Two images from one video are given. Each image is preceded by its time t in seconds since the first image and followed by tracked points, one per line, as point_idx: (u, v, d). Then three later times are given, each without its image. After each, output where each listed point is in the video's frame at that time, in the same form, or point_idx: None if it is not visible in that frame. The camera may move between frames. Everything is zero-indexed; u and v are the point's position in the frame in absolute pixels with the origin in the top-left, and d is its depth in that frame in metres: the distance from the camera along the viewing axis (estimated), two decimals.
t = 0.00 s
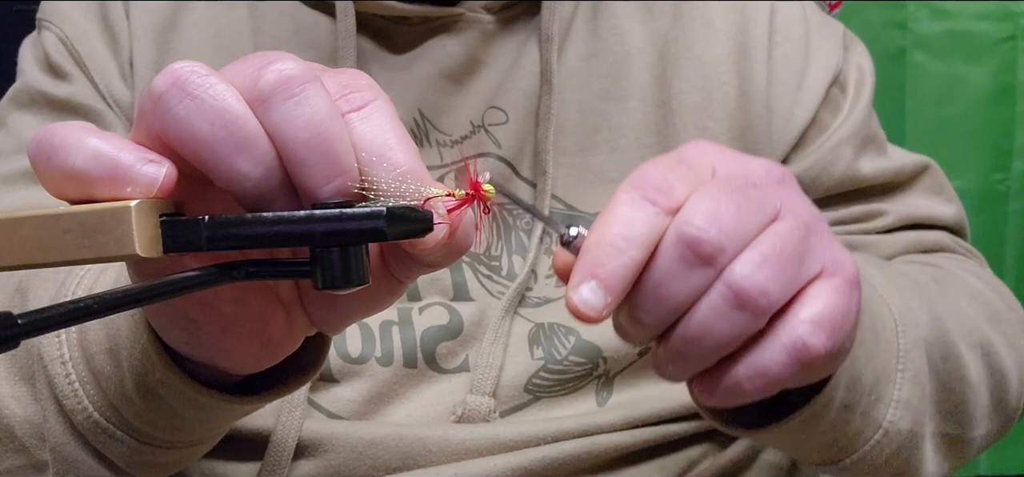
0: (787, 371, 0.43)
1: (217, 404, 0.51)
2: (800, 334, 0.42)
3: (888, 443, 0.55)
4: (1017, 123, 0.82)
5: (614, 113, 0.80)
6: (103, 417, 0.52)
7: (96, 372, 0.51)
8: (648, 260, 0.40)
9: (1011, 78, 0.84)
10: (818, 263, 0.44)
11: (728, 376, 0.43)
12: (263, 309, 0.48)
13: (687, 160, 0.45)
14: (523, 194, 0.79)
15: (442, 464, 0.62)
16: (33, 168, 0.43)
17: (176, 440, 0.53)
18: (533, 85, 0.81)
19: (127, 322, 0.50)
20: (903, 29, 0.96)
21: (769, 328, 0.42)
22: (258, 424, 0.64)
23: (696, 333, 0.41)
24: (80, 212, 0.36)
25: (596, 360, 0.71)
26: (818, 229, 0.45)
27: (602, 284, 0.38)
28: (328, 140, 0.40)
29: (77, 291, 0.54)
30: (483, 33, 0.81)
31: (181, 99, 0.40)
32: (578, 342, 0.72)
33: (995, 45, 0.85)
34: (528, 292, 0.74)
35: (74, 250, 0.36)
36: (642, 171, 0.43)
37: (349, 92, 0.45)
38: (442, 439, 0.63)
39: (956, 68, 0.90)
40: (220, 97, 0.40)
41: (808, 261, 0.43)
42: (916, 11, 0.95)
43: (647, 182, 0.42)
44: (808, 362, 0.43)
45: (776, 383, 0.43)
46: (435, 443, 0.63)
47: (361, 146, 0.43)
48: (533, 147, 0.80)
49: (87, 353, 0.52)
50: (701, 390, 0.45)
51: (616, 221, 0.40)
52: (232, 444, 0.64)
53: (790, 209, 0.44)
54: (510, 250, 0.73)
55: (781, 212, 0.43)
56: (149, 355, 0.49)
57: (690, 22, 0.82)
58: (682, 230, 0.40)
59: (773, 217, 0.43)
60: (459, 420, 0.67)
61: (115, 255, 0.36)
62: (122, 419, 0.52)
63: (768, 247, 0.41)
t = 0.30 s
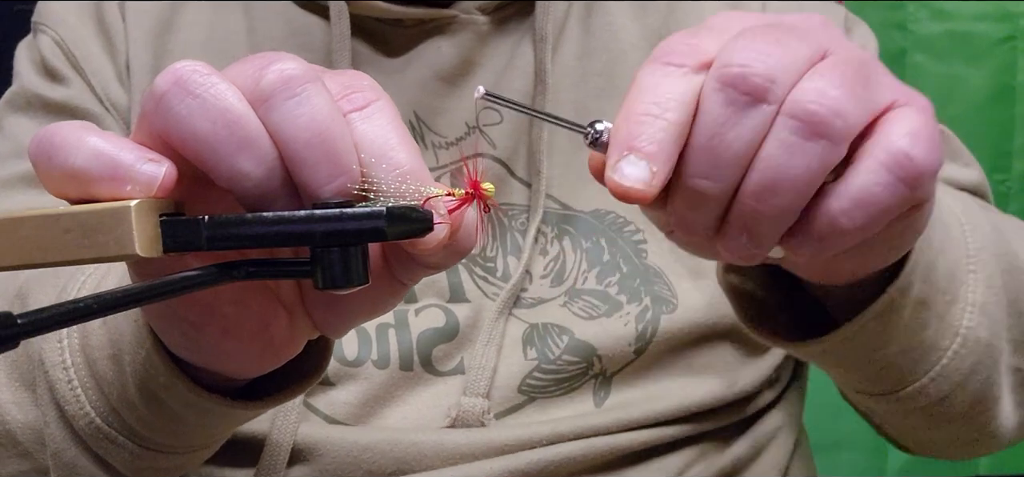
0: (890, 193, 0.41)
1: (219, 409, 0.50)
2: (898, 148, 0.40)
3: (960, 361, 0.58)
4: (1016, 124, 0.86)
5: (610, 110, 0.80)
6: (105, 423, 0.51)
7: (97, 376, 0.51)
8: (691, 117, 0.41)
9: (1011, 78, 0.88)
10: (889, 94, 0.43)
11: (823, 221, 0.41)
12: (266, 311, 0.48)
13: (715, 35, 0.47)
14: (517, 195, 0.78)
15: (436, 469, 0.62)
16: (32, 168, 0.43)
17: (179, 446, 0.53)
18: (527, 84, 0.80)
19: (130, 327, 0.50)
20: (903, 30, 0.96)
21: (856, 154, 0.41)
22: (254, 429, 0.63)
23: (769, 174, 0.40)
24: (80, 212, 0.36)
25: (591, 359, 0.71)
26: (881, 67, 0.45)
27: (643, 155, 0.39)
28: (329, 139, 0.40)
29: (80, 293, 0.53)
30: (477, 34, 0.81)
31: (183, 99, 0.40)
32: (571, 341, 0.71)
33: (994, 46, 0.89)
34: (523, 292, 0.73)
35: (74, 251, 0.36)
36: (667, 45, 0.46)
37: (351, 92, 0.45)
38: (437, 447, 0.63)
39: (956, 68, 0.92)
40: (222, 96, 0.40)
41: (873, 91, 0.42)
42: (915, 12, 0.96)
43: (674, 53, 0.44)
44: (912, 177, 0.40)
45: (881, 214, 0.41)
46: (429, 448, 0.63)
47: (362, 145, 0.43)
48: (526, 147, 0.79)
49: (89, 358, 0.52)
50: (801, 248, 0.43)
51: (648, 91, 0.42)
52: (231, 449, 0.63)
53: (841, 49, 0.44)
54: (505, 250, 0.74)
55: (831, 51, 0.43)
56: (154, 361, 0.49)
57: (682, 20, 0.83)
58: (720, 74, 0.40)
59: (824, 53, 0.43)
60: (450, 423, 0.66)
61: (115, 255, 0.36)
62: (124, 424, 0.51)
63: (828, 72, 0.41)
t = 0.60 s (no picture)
0: (1007, 334, 0.32)
1: (221, 409, 0.50)
2: None
3: None
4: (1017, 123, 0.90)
5: (609, 109, 0.80)
6: (107, 423, 0.51)
7: (100, 376, 0.51)
8: (749, 236, 0.31)
9: (1011, 78, 0.91)
10: None
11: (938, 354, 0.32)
12: (267, 311, 0.48)
13: (812, 91, 0.34)
14: (517, 195, 0.78)
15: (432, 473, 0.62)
16: (33, 168, 0.43)
17: (181, 447, 0.52)
18: (526, 83, 0.80)
19: (134, 326, 0.51)
20: (903, 30, 0.93)
21: (982, 283, 0.32)
22: (253, 431, 0.63)
23: (858, 317, 0.31)
24: (81, 212, 0.36)
25: (590, 360, 0.71)
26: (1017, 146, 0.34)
27: (684, 290, 0.30)
28: (329, 139, 0.40)
29: (82, 292, 0.53)
30: (476, 34, 0.81)
31: (183, 98, 0.40)
32: (570, 342, 0.71)
33: (995, 46, 0.91)
34: (522, 294, 0.73)
35: (74, 251, 0.36)
36: (736, 122, 0.33)
37: (351, 92, 0.45)
38: (437, 447, 0.63)
39: (956, 70, 0.91)
40: (222, 96, 0.40)
41: (1006, 208, 0.31)
42: (916, 12, 0.93)
43: (737, 148, 0.32)
44: None
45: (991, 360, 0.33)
46: (427, 452, 0.63)
47: (363, 145, 0.43)
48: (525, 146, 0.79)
49: (92, 358, 0.52)
50: (900, 370, 0.34)
51: (696, 209, 0.31)
52: (231, 450, 0.63)
53: (977, 141, 0.32)
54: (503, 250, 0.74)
55: (959, 143, 0.32)
56: (157, 362, 0.49)
57: (682, 15, 0.82)
58: (798, 196, 0.30)
59: (947, 148, 0.31)
60: (450, 426, 0.67)
61: (115, 255, 0.36)
62: (127, 424, 0.51)
63: (952, 181, 0.30)
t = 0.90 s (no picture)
0: None
1: (220, 409, 0.50)
2: (896, 447, 0.35)
3: None
4: (1017, 125, 0.90)
5: (611, 107, 0.80)
6: (105, 423, 0.51)
7: (97, 376, 0.51)
8: (682, 363, 0.36)
9: (1011, 78, 0.90)
10: (916, 363, 0.38)
11: None
12: (266, 312, 0.48)
13: (760, 218, 0.39)
14: (518, 192, 0.78)
15: (433, 472, 0.62)
16: (33, 167, 0.43)
17: (179, 446, 0.52)
18: (528, 80, 0.80)
19: (131, 326, 0.51)
20: (903, 30, 0.93)
21: (859, 427, 0.36)
22: (251, 429, 0.63)
23: (753, 437, 0.36)
24: (82, 212, 0.36)
25: (591, 360, 0.70)
26: (924, 303, 0.40)
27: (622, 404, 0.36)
28: (330, 139, 0.40)
29: (80, 292, 0.53)
30: (477, 31, 0.81)
31: (184, 98, 0.40)
32: (571, 342, 0.71)
33: (995, 46, 0.91)
34: (523, 291, 0.73)
35: (74, 251, 0.36)
36: (697, 236, 0.38)
37: (352, 93, 0.45)
38: (437, 446, 0.63)
39: (957, 68, 0.92)
40: (223, 96, 0.40)
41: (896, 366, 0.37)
42: (916, 12, 0.93)
43: (684, 276, 0.37)
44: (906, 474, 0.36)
45: None
46: (429, 450, 0.63)
47: (363, 145, 0.43)
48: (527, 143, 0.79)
49: (90, 358, 0.52)
50: None
51: (642, 329, 0.36)
52: (229, 449, 0.63)
53: (887, 294, 0.38)
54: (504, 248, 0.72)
55: (872, 300, 0.38)
56: (155, 362, 0.49)
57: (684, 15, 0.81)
58: (720, 339, 0.35)
59: (859, 304, 0.37)
60: (450, 425, 0.67)
61: (115, 255, 0.36)
62: (125, 424, 0.51)
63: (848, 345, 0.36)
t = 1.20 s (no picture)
0: (842, 235, 0.37)
1: (218, 408, 0.50)
2: (856, 190, 0.36)
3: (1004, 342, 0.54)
4: (1017, 124, 0.90)
5: (613, 104, 0.80)
6: (103, 422, 0.51)
7: (96, 376, 0.51)
8: (649, 176, 0.39)
9: (1011, 78, 0.90)
10: (862, 121, 0.39)
11: (794, 252, 0.38)
12: (266, 311, 0.48)
13: (697, 56, 0.44)
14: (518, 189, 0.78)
15: (434, 471, 0.62)
16: (32, 167, 0.43)
17: (177, 445, 0.53)
18: (528, 77, 0.80)
19: (129, 326, 0.51)
20: (902, 29, 0.93)
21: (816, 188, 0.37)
22: (250, 428, 0.63)
23: (726, 230, 0.38)
24: (82, 212, 0.36)
25: (591, 356, 0.70)
26: (857, 83, 0.41)
27: (609, 229, 0.38)
28: (329, 139, 0.40)
29: (79, 292, 0.53)
30: (478, 28, 0.81)
31: (183, 98, 0.40)
32: (573, 339, 0.71)
33: (995, 45, 0.91)
34: (523, 288, 0.73)
35: (74, 251, 0.36)
36: (654, 78, 0.43)
37: (350, 92, 0.45)
38: (437, 445, 0.63)
39: (956, 68, 0.92)
40: (223, 95, 0.40)
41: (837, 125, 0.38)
42: (916, 12, 0.93)
43: (643, 109, 0.41)
44: (867, 215, 0.37)
45: (851, 229, 0.37)
46: (429, 449, 0.63)
47: (362, 144, 0.43)
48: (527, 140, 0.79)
49: (88, 358, 0.52)
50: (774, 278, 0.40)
51: (612, 156, 0.39)
52: (228, 448, 0.63)
53: (816, 76, 0.40)
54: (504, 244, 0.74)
55: (804, 81, 0.39)
56: (153, 361, 0.49)
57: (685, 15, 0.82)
58: (677, 138, 0.38)
59: (796, 83, 0.39)
60: (450, 423, 0.67)
61: (115, 255, 0.36)
62: (123, 424, 0.51)
63: (795, 120, 0.37)
